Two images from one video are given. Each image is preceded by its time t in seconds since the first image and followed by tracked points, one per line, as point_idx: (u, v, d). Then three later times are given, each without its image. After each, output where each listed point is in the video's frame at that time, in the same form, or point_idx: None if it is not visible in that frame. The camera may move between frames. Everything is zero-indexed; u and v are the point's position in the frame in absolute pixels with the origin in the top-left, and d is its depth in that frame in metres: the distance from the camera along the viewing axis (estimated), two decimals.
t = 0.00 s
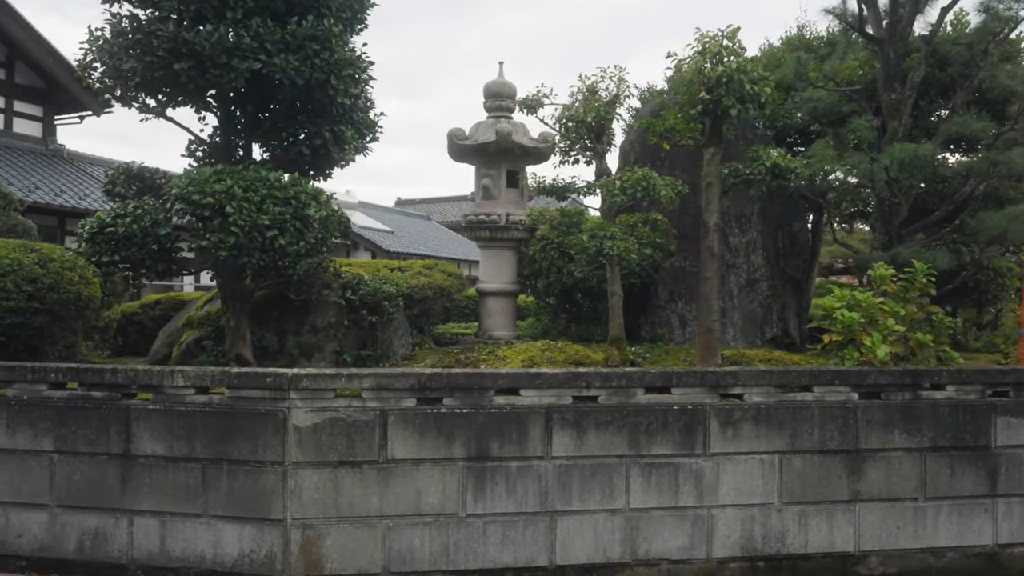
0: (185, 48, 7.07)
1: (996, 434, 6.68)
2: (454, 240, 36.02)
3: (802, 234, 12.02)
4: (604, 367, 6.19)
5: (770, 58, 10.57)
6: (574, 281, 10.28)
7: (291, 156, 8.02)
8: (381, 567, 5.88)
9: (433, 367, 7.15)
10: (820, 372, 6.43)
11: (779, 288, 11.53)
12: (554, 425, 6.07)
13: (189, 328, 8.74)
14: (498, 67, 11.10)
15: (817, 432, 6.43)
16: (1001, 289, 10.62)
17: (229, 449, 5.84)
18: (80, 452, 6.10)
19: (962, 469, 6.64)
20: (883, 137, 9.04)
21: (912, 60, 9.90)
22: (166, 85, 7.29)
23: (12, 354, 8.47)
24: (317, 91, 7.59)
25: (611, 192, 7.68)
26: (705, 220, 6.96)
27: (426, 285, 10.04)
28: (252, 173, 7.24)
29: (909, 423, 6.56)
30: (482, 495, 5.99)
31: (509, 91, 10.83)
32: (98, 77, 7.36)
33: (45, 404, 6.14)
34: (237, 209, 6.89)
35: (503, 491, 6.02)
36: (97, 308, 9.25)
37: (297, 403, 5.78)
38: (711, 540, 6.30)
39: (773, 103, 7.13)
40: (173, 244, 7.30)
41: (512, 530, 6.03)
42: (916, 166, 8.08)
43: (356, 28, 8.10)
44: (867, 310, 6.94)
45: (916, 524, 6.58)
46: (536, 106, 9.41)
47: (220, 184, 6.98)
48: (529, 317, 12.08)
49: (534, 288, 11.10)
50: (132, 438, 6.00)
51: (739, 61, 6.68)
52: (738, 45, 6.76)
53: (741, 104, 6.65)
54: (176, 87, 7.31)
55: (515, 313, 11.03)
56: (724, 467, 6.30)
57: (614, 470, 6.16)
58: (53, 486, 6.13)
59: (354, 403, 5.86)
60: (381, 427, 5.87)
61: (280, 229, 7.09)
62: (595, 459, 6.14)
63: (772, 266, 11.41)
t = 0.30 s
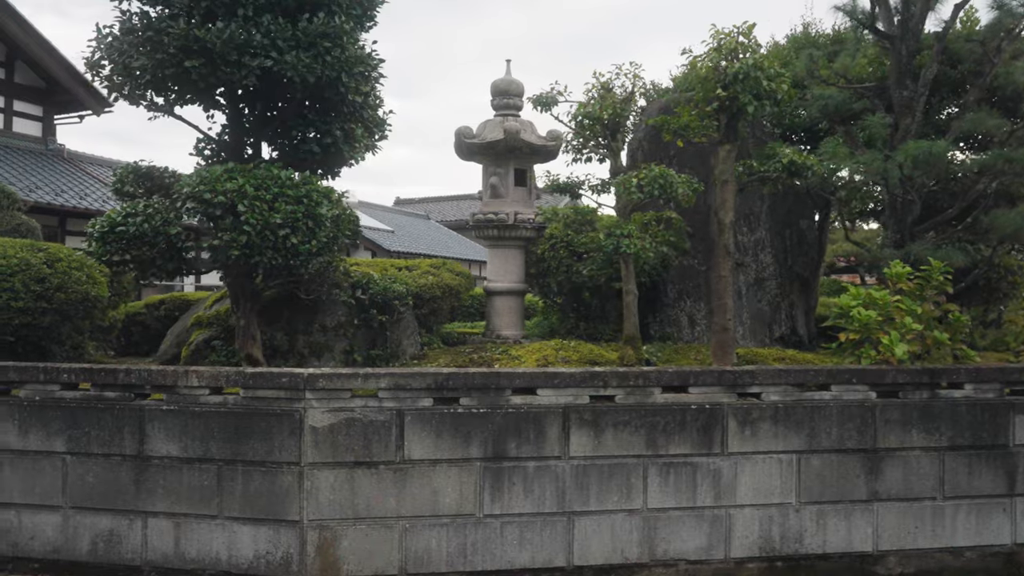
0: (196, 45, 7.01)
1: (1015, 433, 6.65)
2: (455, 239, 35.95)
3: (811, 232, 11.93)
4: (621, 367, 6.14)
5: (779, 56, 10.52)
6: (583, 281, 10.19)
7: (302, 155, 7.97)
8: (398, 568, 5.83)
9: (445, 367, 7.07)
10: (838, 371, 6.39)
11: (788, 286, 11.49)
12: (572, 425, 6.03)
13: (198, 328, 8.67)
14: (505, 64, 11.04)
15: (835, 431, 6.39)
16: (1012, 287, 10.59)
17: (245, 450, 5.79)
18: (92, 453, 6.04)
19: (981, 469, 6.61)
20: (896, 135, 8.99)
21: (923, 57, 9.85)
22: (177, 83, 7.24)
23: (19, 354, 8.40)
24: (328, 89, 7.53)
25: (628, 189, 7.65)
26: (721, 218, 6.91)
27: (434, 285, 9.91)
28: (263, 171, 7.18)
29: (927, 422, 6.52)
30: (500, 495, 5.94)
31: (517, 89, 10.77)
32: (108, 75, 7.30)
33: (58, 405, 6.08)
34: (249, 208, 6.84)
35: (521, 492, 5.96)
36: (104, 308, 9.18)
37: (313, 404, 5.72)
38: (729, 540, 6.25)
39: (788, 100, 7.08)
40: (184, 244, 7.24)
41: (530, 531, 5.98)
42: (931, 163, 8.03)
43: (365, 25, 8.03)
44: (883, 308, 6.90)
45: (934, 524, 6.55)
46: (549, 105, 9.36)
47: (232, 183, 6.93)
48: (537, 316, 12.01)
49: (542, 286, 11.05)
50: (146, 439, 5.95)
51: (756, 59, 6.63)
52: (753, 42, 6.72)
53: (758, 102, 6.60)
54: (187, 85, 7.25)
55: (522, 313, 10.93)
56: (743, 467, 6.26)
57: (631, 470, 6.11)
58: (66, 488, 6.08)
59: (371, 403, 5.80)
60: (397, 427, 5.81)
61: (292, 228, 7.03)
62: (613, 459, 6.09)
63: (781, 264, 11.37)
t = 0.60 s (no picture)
0: (205, 45, 6.95)
1: None
2: (455, 240, 35.89)
3: (819, 229, 11.77)
4: (639, 366, 6.09)
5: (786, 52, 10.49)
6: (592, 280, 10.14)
7: (310, 155, 7.90)
8: (417, 571, 5.77)
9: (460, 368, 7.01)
10: (856, 368, 6.35)
11: (795, 283, 11.46)
12: (590, 425, 5.98)
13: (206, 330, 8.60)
14: (511, 63, 10.98)
15: (854, 429, 6.35)
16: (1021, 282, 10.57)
17: (261, 453, 5.73)
18: (106, 458, 5.98)
19: (1000, 465, 6.57)
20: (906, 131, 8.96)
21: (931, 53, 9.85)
22: (186, 83, 7.18)
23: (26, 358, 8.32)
24: (337, 88, 7.47)
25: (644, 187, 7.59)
26: (736, 215, 6.87)
27: (442, 285, 9.84)
28: (273, 171, 7.11)
29: (946, 418, 6.49)
30: (519, 497, 5.88)
31: (523, 88, 10.71)
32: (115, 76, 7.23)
33: (70, 410, 6.02)
34: (260, 209, 6.78)
35: (539, 493, 5.91)
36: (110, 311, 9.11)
37: (329, 406, 5.67)
38: (749, 539, 6.21)
39: (802, 96, 7.03)
40: (194, 246, 7.17)
41: (549, 532, 5.93)
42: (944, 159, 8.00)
43: (373, 24, 7.97)
44: (899, 304, 6.87)
45: (953, 521, 6.52)
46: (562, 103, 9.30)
47: (243, 184, 6.87)
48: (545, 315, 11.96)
49: (549, 286, 11.00)
50: (161, 443, 5.88)
51: (771, 54, 6.58)
52: (767, 37, 6.68)
53: (774, 98, 6.56)
54: (196, 86, 7.19)
55: (530, 312, 10.85)
56: (762, 465, 6.22)
57: (650, 470, 6.06)
58: (79, 493, 6.01)
59: (388, 404, 5.75)
60: (415, 428, 5.76)
61: (303, 229, 6.97)
62: (631, 459, 6.04)
63: (788, 261, 11.34)
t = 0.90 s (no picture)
0: (218, 42, 6.87)
1: None
2: (455, 239, 35.80)
3: (829, 228, 11.74)
4: (660, 367, 6.03)
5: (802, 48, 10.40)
6: (603, 280, 10.08)
7: (323, 154, 7.82)
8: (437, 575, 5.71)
9: (475, 368, 6.95)
10: (878, 368, 6.29)
11: (806, 283, 11.41)
12: (611, 427, 5.91)
13: (216, 331, 8.51)
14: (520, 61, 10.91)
15: (876, 430, 6.29)
16: None
17: (279, 455, 5.66)
18: (121, 461, 5.90)
19: (1022, 466, 6.52)
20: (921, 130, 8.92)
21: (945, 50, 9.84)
22: (199, 82, 7.10)
23: (34, 360, 8.23)
24: (350, 87, 7.39)
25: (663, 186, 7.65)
26: (755, 214, 6.80)
27: (452, 285, 9.76)
28: (287, 170, 7.04)
29: (968, 419, 6.44)
30: (539, 499, 5.82)
31: (533, 87, 10.64)
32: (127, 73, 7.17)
33: (84, 412, 5.94)
34: (275, 208, 6.70)
35: (560, 495, 5.85)
36: (119, 312, 9.03)
37: (348, 408, 5.59)
38: (771, 542, 6.15)
39: (821, 93, 6.97)
40: (207, 246, 7.10)
41: (569, 535, 5.87)
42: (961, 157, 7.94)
43: (385, 21, 7.89)
44: (919, 303, 6.82)
45: (975, 522, 6.46)
46: (580, 101, 9.29)
47: (257, 183, 6.79)
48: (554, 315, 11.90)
49: (559, 286, 10.93)
50: (177, 445, 5.81)
51: (791, 52, 6.52)
52: (786, 35, 6.63)
53: (794, 95, 6.50)
54: (210, 84, 7.12)
55: (540, 312, 10.78)
56: (784, 467, 6.16)
57: (672, 472, 6.00)
58: (94, 496, 5.93)
59: (407, 406, 5.68)
60: (435, 430, 5.69)
61: (318, 229, 6.89)
62: (652, 460, 5.98)
63: (799, 261, 11.30)
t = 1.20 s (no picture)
0: (230, 40, 6.81)
1: None
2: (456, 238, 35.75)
3: (837, 227, 11.71)
4: (678, 367, 5.98)
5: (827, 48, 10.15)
6: (612, 280, 10.04)
7: (333, 153, 7.77)
8: None
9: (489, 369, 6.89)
10: (897, 368, 6.24)
11: (815, 282, 11.38)
12: (629, 428, 5.86)
13: (225, 331, 8.45)
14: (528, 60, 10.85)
15: (894, 430, 6.25)
16: None
17: (294, 457, 5.60)
18: (133, 463, 5.84)
19: None
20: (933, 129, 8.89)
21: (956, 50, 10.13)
22: (210, 80, 7.05)
23: (41, 361, 8.16)
24: (361, 85, 7.32)
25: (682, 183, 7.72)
26: (771, 214, 6.74)
27: (461, 285, 9.70)
28: (299, 170, 6.98)
29: (986, 420, 6.40)
30: (557, 501, 5.77)
31: (541, 86, 10.59)
32: (137, 71, 7.11)
33: (97, 414, 5.87)
34: (287, 208, 6.64)
35: (578, 497, 5.80)
36: (126, 312, 8.96)
37: (365, 410, 5.53)
38: (789, 543, 6.11)
39: (837, 91, 6.92)
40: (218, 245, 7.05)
41: (588, 537, 5.83)
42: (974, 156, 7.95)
43: (396, 19, 7.82)
44: (936, 303, 6.78)
45: (994, 523, 6.43)
46: (595, 100, 9.28)
47: (269, 182, 6.73)
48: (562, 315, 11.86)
49: (567, 285, 10.87)
50: (191, 447, 5.75)
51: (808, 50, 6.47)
52: (803, 32, 6.59)
53: (811, 94, 6.45)
54: (221, 82, 7.07)
55: (549, 312, 10.72)
56: (802, 468, 6.11)
57: (690, 473, 5.95)
58: (106, 499, 5.87)
59: (424, 408, 5.62)
60: (452, 432, 5.64)
61: (330, 228, 6.83)
62: (671, 462, 5.93)
63: (807, 260, 11.27)
